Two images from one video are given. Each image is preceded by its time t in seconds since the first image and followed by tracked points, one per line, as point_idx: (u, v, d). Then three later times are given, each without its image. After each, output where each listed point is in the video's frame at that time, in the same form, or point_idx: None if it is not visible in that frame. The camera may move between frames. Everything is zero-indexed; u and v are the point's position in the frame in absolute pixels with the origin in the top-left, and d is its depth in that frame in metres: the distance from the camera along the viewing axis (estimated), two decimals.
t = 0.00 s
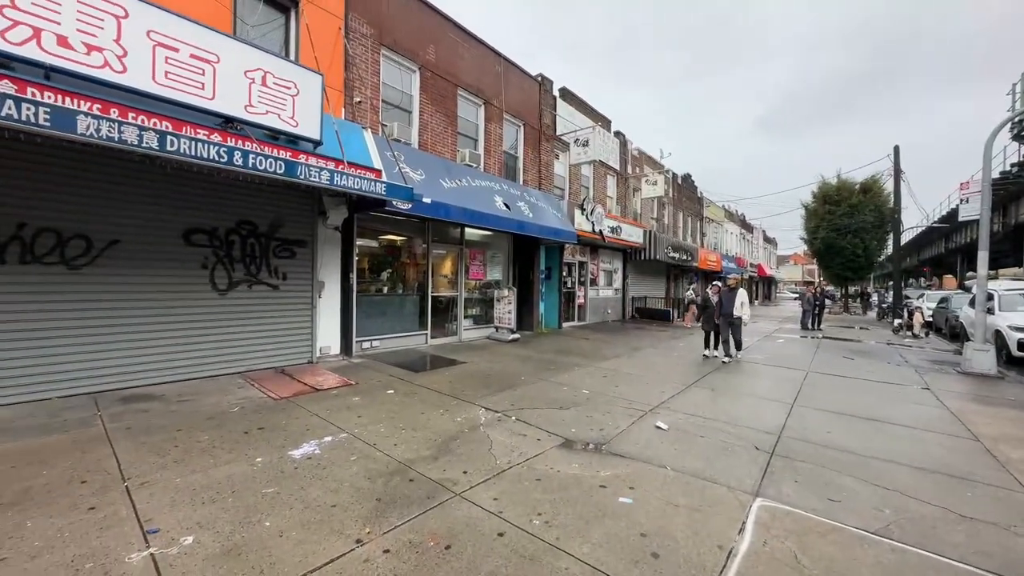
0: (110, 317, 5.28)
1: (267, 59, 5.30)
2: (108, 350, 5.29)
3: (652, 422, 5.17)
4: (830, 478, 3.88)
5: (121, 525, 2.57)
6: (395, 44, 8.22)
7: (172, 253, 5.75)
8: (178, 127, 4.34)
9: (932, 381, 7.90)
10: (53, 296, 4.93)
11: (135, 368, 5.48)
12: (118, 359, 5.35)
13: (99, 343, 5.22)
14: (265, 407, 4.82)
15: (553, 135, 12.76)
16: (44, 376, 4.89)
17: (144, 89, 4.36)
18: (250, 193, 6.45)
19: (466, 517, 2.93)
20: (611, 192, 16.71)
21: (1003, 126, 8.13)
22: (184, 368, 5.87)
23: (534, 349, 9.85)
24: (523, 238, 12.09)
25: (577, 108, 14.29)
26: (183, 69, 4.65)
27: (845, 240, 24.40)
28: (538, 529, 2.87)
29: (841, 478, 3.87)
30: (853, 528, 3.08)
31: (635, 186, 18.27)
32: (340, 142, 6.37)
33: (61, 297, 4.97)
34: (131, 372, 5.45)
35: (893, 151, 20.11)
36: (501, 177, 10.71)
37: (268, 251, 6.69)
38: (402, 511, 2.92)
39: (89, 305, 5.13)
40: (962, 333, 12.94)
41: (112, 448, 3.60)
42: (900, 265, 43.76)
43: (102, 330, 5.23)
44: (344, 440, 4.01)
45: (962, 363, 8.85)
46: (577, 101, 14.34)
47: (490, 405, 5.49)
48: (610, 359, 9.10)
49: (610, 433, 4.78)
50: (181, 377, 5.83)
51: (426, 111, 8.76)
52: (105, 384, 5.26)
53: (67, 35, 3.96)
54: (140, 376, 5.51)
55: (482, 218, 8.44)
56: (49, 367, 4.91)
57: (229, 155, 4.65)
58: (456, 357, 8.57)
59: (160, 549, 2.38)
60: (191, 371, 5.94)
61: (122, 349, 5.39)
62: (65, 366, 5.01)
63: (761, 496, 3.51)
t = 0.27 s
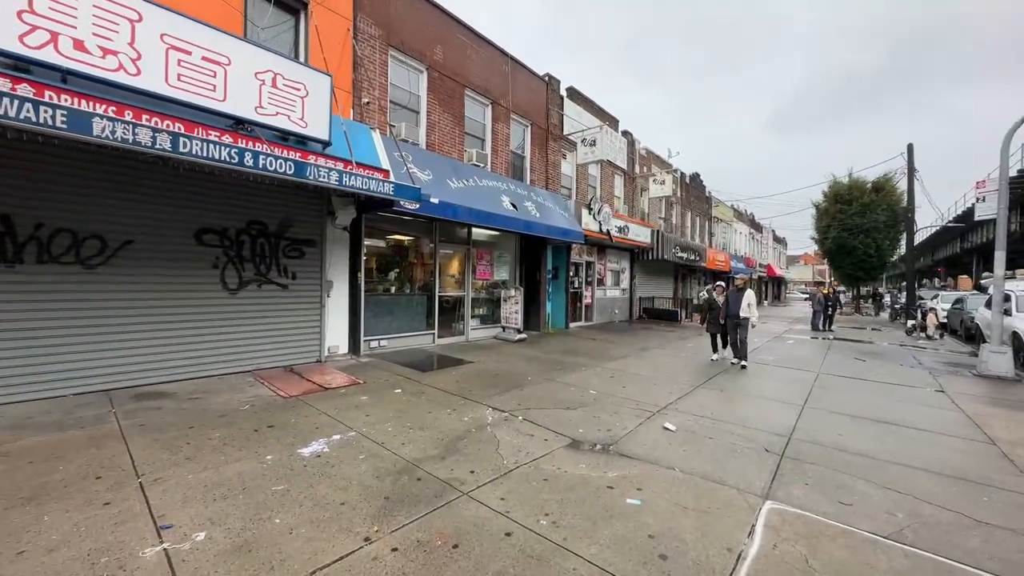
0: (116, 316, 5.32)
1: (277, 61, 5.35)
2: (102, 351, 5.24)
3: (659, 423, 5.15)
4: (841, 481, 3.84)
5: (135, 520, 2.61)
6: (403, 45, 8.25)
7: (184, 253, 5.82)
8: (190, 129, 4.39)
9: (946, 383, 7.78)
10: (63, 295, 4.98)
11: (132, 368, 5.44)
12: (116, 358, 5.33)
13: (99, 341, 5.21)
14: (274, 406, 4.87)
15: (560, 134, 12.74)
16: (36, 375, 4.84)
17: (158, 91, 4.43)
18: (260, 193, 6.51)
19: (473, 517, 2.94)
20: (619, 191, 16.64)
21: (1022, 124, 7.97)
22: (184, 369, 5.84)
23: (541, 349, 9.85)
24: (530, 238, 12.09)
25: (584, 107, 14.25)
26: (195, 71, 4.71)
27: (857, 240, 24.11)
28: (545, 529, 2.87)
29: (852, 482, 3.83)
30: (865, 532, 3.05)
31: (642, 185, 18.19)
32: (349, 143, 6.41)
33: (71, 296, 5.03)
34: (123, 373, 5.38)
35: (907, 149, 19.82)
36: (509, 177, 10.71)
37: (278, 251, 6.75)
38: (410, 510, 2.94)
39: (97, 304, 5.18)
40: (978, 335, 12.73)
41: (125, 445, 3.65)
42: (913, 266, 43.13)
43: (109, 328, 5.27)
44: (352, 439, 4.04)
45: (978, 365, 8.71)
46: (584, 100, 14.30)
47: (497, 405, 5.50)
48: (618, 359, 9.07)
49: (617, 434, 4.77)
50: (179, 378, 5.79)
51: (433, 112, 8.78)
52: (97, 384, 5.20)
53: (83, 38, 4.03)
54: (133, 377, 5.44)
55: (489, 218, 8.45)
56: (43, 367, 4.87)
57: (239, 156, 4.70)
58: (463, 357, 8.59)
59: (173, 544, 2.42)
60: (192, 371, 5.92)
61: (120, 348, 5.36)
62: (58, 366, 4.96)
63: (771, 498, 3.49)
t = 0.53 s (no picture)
0: (126, 315, 5.37)
1: (288, 64, 5.41)
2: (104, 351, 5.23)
3: (669, 424, 5.12)
4: (855, 484, 3.80)
5: (151, 516, 2.66)
6: (411, 47, 8.29)
7: (198, 253, 5.90)
8: (203, 132, 4.45)
9: (962, 385, 7.66)
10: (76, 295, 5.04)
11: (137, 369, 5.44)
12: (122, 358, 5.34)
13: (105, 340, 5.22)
14: (285, 405, 4.92)
15: (568, 134, 12.73)
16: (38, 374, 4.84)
17: (172, 95, 4.49)
18: (271, 194, 6.58)
19: (483, 517, 2.94)
20: (627, 191, 16.58)
21: None
22: (190, 368, 5.86)
23: (549, 349, 9.85)
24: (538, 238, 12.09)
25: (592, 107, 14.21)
26: (208, 75, 4.77)
27: (869, 240, 23.80)
28: (555, 530, 2.87)
29: (866, 485, 3.78)
30: (880, 536, 3.01)
31: (651, 185, 18.11)
32: (358, 144, 6.46)
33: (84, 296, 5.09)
34: (124, 373, 5.35)
35: (921, 147, 19.50)
36: (516, 177, 10.72)
37: (288, 252, 6.82)
38: (420, 509, 2.95)
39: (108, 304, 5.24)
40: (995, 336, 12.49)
41: (141, 442, 3.71)
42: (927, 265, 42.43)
43: (119, 329, 5.32)
44: (362, 438, 4.07)
45: (996, 367, 8.55)
46: (592, 100, 14.27)
47: (505, 405, 5.50)
48: (627, 360, 9.03)
49: (627, 435, 4.75)
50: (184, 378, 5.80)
51: (441, 113, 8.82)
52: (100, 385, 5.20)
53: (100, 44, 4.10)
54: (135, 377, 5.43)
55: (498, 219, 8.47)
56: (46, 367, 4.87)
57: (251, 159, 4.76)
58: (471, 357, 8.61)
59: (188, 541, 2.45)
60: (198, 371, 5.93)
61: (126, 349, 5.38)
62: (65, 365, 4.99)
63: (783, 501, 3.46)
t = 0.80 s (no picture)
0: (132, 315, 5.39)
1: (298, 66, 5.46)
2: (102, 351, 5.21)
3: (678, 425, 5.09)
4: (869, 487, 3.75)
5: (166, 512, 2.70)
6: (420, 48, 8.33)
7: (210, 254, 5.99)
8: (216, 134, 4.52)
9: (979, 387, 7.52)
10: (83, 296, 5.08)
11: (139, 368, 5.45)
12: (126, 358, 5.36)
13: (109, 339, 5.24)
14: (296, 404, 4.97)
15: (576, 134, 12.70)
16: (38, 374, 4.83)
17: (186, 98, 4.56)
18: (282, 195, 6.65)
19: (493, 516, 2.95)
20: (635, 191, 16.49)
21: None
22: (195, 368, 5.87)
23: (557, 349, 9.84)
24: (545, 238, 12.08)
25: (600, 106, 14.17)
26: (221, 78, 4.84)
27: (883, 239, 23.48)
28: (565, 530, 2.87)
29: (882, 488, 3.73)
30: (896, 540, 2.98)
31: (659, 184, 18.02)
32: (367, 145, 6.50)
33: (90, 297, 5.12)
34: (125, 374, 5.35)
35: (937, 144, 19.15)
36: (524, 177, 10.73)
37: (299, 252, 6.88)
38: (429, 508, 2.97)
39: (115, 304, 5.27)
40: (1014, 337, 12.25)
41: (156, 440, 3.77)
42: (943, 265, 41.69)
43: (126, 328, 5.35)
44: (372, 437, 4.10)
45: (1014, 369, 8.38)
46: (600, 99, 14.22)
47: (513, 405, 5.51)
48: (635, 360, 8.99)
49: (636, 435, 4.73)
50: (188, 377, 5.80)
51: (449, 113, 8.85)
52: (102, 384, 5.20)
53: (117, 49, 4.18)
54: (136, 377, 5.42)
55: (505, 219, 8.49)
56: (43, 368, 4.86)
57: (263, 160, 4.81)
58: (479, 357, 8.63)
59: (202, 536, 2.49)
60: (203, 370, 5.94)
61: (130, 349, 5.39)
62: (68, 364, 4.99)
63: (796, 504, 3.42)
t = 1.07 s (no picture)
0: (129, 314, 5.36)
1: (311, 69, 5.53)
2: (95, 351, 5.15)
3: (689, 426, 5.07)
4: (885, 491, 3.69)
5: (184, 507, 2.76)
6: (430, 49, 8.37)
7: (225, 254, 6.09)
8: (231, 137, 4.59)
9: (1000, 390, 7.35)
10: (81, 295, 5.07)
11: (136, 368, 5.41)
12: (123, 358, 5.32)
13: (107, 338, 5.21)
14: (309, 402, 5.03)
15: (585, 133, 12.67)
16: (30, 375, 4.79)
17: (202, 102, 4.65)
18: (295, 196, 6.73)
19: (504, 515, 2.97)
20: (645, 190, 16.40)
21: None
22: (191, 369, 5.82)
23: (566, 349, 9.83)
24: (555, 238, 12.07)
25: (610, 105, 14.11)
26: (235, 82, 4.91)
27: (900, 238, 23.10)
28: (576, 530, 2.88)
29: (899, 492, 3.68)
30: (913, 545, 2.94)
31: (669, 183, 17.90)
32: (378, 147, 6.56)
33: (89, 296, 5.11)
34: (119, 373, 5.30)
35: (958, 141, 18.72)
36: (534, 177, 10.73)
37: (311, 253, 6.96)
38: (440, 506, 2.99)
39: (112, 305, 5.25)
40: None
41: (173, 436, 3.85)
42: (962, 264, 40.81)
43: (125, 328, 5.33)
44: (383, 435, 4.15)
45: None
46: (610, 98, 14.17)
47: (523, 404, 5.52)
48: (646, 361, 8.94)
49: (646, 436, 4.72)
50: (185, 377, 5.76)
51: (459, 114, 8.88)
52: (101, 384, 5.19)
53: (136, 54, 4.27)
54: (131, 376, 5.37)
55: (515, 219, 8.50)
56: (35, 368, 4.81)
57: (277, 162, 4.88)
58: (489, 357, 8.66)
59: (219, 531, 2.54)
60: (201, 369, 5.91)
61: (127, 348, 5.35)
62: (67, 364, 4.98)
63: (810, 506, 3.39)
